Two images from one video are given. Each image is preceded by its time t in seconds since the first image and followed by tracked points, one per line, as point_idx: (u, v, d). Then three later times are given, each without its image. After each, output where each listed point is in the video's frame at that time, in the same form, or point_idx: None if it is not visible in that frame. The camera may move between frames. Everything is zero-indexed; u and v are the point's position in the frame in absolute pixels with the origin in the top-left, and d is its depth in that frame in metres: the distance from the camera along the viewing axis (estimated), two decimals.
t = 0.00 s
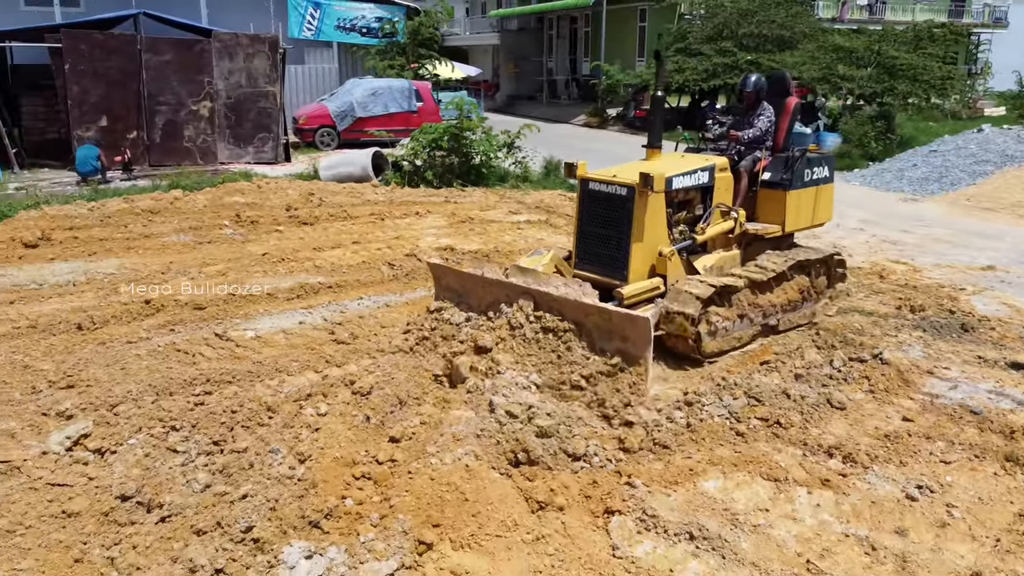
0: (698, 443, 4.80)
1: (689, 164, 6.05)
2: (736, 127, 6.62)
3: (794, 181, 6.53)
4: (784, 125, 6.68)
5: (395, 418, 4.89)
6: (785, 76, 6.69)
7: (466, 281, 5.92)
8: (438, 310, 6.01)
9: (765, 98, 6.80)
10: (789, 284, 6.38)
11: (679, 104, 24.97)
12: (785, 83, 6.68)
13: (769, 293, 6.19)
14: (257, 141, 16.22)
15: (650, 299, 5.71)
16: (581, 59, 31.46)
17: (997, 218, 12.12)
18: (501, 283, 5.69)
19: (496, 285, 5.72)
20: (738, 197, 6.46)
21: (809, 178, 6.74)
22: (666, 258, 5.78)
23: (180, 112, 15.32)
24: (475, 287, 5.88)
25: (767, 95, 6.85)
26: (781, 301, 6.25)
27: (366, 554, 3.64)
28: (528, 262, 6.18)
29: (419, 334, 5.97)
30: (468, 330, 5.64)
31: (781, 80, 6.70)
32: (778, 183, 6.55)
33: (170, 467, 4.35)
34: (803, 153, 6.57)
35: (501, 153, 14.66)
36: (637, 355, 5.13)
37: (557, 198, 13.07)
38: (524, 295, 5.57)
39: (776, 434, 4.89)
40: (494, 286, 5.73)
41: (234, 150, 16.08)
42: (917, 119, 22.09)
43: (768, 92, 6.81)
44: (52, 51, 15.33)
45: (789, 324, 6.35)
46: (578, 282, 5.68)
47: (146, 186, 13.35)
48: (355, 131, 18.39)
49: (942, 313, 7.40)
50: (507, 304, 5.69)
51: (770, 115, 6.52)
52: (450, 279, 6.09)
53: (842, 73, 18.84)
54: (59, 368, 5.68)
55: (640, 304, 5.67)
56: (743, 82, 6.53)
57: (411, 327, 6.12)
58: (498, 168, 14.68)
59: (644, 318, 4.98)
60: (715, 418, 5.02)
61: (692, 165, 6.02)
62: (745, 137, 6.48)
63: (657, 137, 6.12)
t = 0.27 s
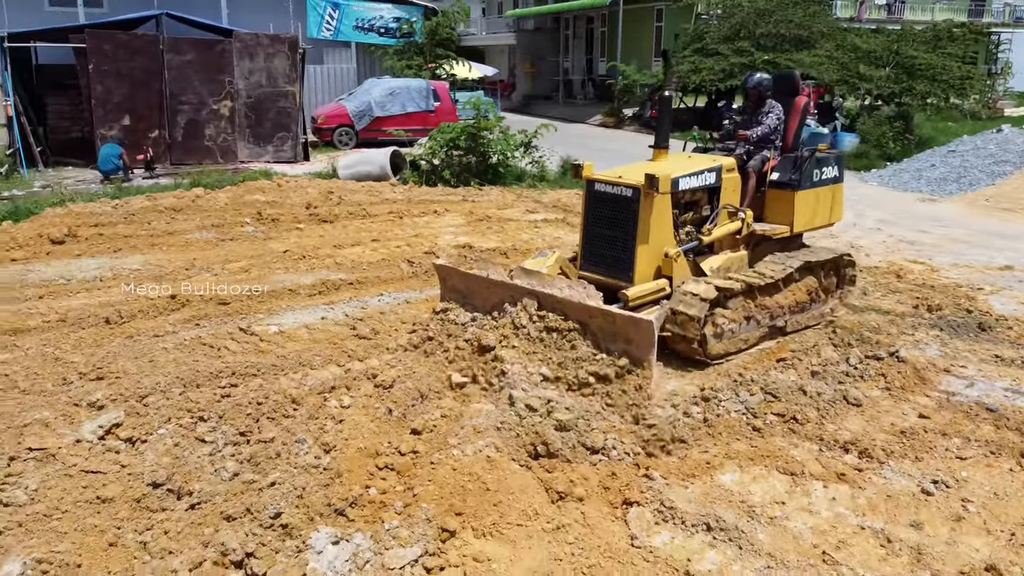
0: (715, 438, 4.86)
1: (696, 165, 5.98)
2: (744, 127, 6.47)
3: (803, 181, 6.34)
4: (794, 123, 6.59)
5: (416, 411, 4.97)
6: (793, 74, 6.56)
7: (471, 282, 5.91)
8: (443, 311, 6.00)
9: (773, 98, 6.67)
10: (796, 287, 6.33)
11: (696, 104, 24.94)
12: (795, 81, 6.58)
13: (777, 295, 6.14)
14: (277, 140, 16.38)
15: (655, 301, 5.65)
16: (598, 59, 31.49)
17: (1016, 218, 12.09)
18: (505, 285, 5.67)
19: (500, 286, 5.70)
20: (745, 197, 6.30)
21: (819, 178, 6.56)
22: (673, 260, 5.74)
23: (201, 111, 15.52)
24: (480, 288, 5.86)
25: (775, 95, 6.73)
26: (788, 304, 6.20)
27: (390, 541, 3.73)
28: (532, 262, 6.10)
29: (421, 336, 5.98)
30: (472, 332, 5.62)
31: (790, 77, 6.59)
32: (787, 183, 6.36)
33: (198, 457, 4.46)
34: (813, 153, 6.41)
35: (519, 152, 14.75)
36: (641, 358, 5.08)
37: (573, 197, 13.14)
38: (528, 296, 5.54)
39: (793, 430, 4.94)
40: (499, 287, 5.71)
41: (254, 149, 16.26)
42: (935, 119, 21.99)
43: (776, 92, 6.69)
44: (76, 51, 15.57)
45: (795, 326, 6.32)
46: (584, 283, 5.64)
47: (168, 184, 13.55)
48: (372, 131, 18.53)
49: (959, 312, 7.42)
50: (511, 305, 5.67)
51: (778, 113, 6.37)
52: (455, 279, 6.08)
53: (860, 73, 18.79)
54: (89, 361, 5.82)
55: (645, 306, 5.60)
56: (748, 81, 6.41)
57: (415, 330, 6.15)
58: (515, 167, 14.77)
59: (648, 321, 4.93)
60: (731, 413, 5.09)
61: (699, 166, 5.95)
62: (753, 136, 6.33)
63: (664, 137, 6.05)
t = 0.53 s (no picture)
0: (726, 431, 4.93)
1: (697, 165, 5.94)
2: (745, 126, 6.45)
3: (806, 180, 6.31)
4: (796, 123, 6.62)
5: (431, 404, 5.08)
6: (795, 72, 6.56)
7: (472, 283, 5.94)
8: (444, 312, 6.03)
9: (775, 95, 6.68)
10: (799, 287, 6.29)
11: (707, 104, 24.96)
12: (796, 80, 6.59)
13: (779, 295, 6.12)
14: (291, 139, 16.52)
15: (655, 301, 5.65)
16: (609, 59, 31.54)
17: None
18: (504, 286, 5.69)
19: (500, 287, 5.73)
20: (747, 197, 6.27)
21: (822, 176, 6.52)
22: (673, 261, 5.75)
23: (216, 110, 15.69)
24: (481, 289, 5.89)
25: (778, 93, 6.72)
26: (789, 304, 6.18)
27: (408, 527, 3.84)
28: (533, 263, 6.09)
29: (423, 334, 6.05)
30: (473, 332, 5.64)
31: (792, 77, 6.59)
32: (789, 183, 6.33)
33: (220, 446, 4.57)
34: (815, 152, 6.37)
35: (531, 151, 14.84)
36: (639, 360, 5.07)
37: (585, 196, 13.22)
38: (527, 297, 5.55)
39: (803, 423, 5.01)
40: (499, 288, 5.73)
41: (269, 147, 16.34)
42: (948, 119, 21.94)
43: (779, 89, 6.69)
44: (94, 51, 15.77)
45: (797, 327, 6.30)
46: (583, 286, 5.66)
47: (185, 182, 13.72)
48: (385, 130, 18.67)
49: (970, 310, 7.46)
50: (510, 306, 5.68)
51: (779, 112, 6.35)
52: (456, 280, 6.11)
53: (873, 73, 18.78)
54: (112, 354, 5.95)
55: (645, 307, 5.60)
56: (748, 79, 6.39)
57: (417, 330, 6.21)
58: (526, 166, 14.87)
59: (646, 323, 4.96)
60: (742, 407, 5.17)
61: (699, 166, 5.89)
62: (755, 135, 6.30)
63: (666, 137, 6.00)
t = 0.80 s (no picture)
0: (726, 424, 5.02)
1: (688, 166, 5.94)
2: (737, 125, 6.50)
3: (797, 180, 6.39)
4: (788, 122, 6.58)
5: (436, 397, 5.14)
6: (787, 71, 6.45)
7: (461, 282, 5.86)
8: (433, 311, 5.97)
9: (768, 93, 6.60)
10: (789, 287, 6.34)
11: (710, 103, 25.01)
12: (789, 80, 6.45)
13: (769, 295, 6.18)
14: (296, 139, 16.62)
15: (645, 301, 5.64)
16: (613, 58, 31.63)
17: None
18: (494, 286, 5.61)
19: (489, 287, 5.65)
20: (739, 196, 6.32)
21: (812, 176, 6.60)
22: (663, 261, 5.71)
23: (222, 109, 15.81)
24: (470, 289, 5.81)
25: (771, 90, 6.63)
26: (780, 304, 6.23)
27: (415, 515, 3.94)
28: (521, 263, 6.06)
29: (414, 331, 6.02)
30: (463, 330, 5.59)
31: (784, 77, 6.44)
32: (781, 182, 6.41)
33: (230, 437, 4.67)
34: (807, 151, 6.43)
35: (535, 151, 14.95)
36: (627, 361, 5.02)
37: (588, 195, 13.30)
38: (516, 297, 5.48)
39: (802, 417, 5.10)
40: (488, 288, 5.66)
41: (274, 147, 16.48)
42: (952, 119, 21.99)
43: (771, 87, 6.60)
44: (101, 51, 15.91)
45: (790, 326, 6.35)
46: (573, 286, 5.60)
47: (191, 181, 13.85)
48: (390, 130, 18.80)
49: (969, 307, 7.54)
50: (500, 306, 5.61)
51: (770, 112, 6.37)
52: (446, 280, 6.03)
53: (876, 73, 18.85)
54: (123, 349, 6.06)
55: (634, 307, 5.59)
56: (740, 80, 6.44)
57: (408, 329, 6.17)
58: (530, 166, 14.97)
59: (633, 323, 4.88)
60: (742, 401, 5.26)
61: (690, 166, 5.90)
62: (747, 135, 6.36)
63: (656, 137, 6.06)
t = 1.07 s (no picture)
0: (724, 417, 5.12)
1: (676, 167, 5.96)
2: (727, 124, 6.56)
3: (785, 180, 6.45)
4: (778, 122, 6.63)
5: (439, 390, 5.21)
6: (778, 71, 6.65)
7: (451, 279, 5.83)
8: (422, 308, 6.01)
9: (758, 93, 6.77)
10: (776, 288, 6.30)
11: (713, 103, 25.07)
12: (778, 78, 6.68)
13: (757, 296, 6.15)
14: (301, 138, 16.71)
15: (633, 302, 5.64)
16: (616, 58, 31.71)
17: None
18: (482, 282, 5.58)
19: (478, 284, 5.62)
20: (727, 198, 6.41)
21: (802, 176, 6.67)
22: (651, 261, 5.71)
23: (227, 109, 15.94)
24: (460, 285, 5.78)
25: (762, 91, 6.81)
26: (768, 305, 6.20)
27: (420, 503, 4.05)
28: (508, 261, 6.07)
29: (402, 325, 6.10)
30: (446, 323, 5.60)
31: (773, 75, 6.69)
32: (770, 182, 6.47)
33: (239, 429, 4.77)
34: (796, 151, 6.50)
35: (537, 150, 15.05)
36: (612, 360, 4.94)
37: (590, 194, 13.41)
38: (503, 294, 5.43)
39: (798, 410, 5.20)
40: (477, 284, 5.63)
41: (279, 146, 16.60)
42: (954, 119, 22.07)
43: (762, 87, 6.80)
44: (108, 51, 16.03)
45: (778, 326, 6.33)
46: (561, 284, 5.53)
47: (197, 180, 13.98)
48: (393, 129, 18.91)
49: (966, 305, 7.63)
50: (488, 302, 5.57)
51: (760, 111, 6.48)
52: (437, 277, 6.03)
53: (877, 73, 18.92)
54: (132, 344, 6.17)
55: (621, 308, 5.58)
56: (730, 78, 6.57)
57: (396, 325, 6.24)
58: (533, 165, 15.08)
59: (619, 322, 4.82)
60: (740, 395, 5.36)
61: (678, 166, 5.94)
62: (736, 134, 6.40)
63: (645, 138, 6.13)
